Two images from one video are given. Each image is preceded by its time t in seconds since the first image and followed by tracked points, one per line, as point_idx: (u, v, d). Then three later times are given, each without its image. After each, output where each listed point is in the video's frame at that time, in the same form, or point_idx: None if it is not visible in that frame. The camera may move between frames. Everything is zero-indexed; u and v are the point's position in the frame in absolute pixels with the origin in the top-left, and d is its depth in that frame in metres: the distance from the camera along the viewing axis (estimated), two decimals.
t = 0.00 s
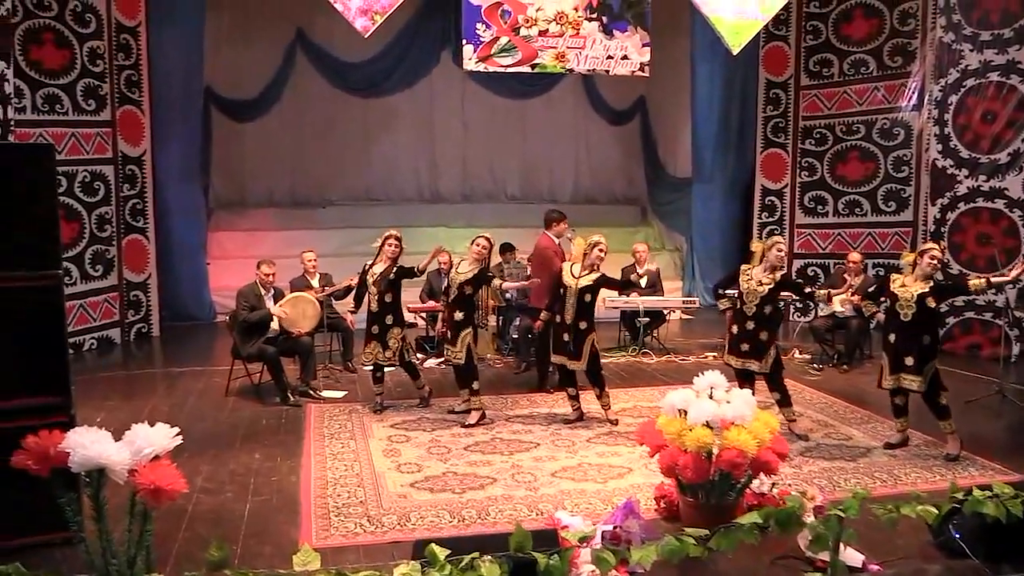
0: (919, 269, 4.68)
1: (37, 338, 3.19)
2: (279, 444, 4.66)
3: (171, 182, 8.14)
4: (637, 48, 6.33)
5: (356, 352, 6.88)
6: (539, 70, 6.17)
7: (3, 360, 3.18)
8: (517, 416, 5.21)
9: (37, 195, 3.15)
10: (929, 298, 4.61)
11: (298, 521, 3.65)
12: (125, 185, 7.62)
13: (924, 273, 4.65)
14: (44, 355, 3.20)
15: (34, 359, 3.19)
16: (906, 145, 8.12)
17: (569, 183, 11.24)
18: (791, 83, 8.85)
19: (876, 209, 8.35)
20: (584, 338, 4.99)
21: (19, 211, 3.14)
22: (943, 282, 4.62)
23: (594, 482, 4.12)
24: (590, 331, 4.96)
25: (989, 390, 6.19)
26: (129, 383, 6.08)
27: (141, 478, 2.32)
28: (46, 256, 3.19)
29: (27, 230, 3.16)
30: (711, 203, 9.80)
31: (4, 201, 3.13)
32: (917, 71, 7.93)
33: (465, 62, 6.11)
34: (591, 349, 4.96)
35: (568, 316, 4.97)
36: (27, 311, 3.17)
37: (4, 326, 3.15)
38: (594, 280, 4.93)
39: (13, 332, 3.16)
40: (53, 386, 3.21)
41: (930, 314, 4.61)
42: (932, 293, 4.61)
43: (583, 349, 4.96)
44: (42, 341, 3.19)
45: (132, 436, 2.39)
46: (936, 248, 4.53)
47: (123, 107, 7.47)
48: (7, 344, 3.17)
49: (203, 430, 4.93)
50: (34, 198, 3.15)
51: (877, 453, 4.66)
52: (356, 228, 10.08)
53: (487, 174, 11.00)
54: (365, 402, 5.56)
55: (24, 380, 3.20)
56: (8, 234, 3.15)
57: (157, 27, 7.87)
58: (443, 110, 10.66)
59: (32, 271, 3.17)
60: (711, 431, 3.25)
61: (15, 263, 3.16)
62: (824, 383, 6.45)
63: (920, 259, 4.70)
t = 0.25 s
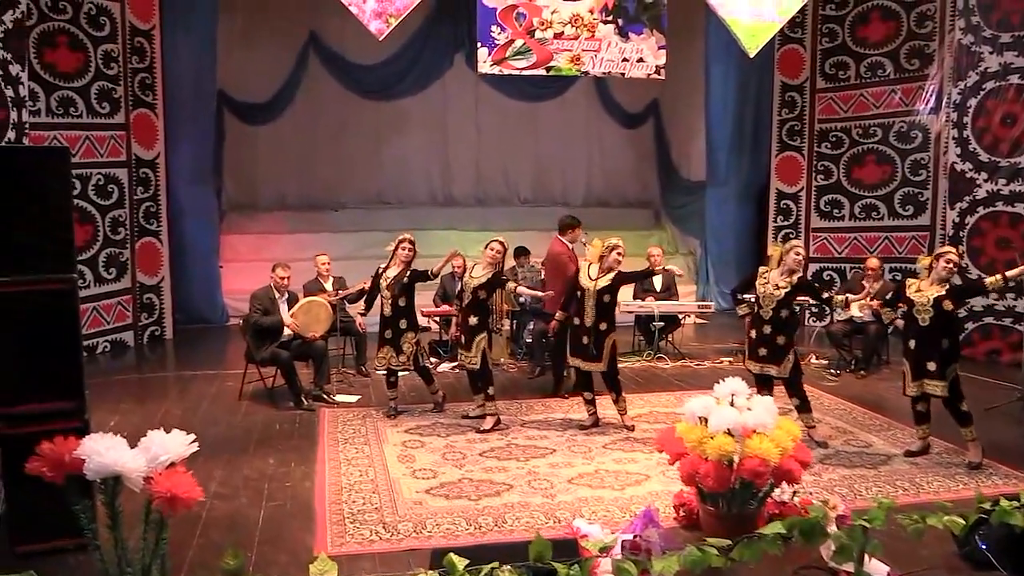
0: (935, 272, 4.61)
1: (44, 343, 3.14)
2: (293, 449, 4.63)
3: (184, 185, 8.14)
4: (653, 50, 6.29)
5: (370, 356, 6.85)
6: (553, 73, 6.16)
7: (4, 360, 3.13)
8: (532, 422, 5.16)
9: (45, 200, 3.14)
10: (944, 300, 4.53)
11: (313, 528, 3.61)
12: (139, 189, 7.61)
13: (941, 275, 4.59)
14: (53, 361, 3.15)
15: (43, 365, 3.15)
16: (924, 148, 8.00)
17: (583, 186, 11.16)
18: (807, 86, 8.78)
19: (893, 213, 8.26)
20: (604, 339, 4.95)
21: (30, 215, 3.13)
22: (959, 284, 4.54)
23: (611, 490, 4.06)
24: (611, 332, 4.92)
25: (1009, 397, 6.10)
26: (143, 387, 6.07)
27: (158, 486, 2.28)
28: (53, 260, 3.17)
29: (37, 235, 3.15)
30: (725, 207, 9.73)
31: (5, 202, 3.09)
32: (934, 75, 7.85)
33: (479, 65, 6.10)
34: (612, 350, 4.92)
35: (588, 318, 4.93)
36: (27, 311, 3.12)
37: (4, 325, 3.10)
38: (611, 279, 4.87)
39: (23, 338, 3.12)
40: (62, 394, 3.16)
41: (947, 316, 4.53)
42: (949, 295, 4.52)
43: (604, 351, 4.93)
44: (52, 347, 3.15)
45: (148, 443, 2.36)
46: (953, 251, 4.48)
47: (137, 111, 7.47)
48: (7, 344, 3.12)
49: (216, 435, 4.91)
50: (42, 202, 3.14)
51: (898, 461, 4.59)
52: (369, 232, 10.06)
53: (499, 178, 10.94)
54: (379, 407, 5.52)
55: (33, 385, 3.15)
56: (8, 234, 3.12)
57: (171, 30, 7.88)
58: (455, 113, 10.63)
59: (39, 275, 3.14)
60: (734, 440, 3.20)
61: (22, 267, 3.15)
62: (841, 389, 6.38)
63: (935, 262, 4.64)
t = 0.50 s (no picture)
0: (935, 277, 4.57)
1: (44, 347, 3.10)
2: (297, 455, 4.58)
3: (186, 187, 8.09)
4: (659, 53, 6.25)
5: (373, 360, 6.80)
6: (559, 75, 6.10)
7: (3, 360, 3.07)
8: (538, 427, 5.12)
9: (46, 202, 3.08)
10: (941, 302, 4.50)
11: (318, 536, 3.56)
12: (142, 191, 7.57)
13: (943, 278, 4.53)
14: (53, 364, 3.12)
15: (44, 368, 3.10)
16: (930, 150, 8.00)
17: (586, 188, 11.16)
18: (812, 88, 8.77)
19: (898, 215, 8.23)
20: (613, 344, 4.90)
21: (30, 217, 3.06)
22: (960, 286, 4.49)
23: (620, 496, 4.02)
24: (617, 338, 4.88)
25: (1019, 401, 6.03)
26: (146, 391, 6.03)
27: (163, 496, 2.24)
28: (54, 261, 3.11)
29: (38, 238, 3.09)
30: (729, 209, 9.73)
31: (5, 202, 3.02)
32: (941, 78, 7.77)
33: (484, 67, 6.07)
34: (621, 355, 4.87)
35: (595, 325, 4.89)
36: (28, 314, 3.07)
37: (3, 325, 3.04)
38: (617, 287, 4.83)
39: (24, 341, 3.07)
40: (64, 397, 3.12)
41: (945, 319, 4.50)
42: (946, 297, 4.49)
43: (613, 356, 4.86)
44: (52, 351, 3.11)
45: (153, 451, 2.32)
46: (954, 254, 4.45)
47: (139, 113, 7.43)
48: (7, 344, 3.06)
49: (220, 440, 4.86)
50: (43, 204, 3.08)
51: (908, 467, 4.54)
52: (371, 234, 10.02)
53: (503, 180, 10.94)
54: (384, 411, 5.48)
55: (35, 391, 3.10)
56: (8, 234, 3.05)
57: (174, 32, 7.84)
58: (458, 116, 10.61)
59: (42, 280, 3.09)
60: (746, 446, 3.15)
61: (25, 272, 3.08)
62: (849, 393, 6.33)
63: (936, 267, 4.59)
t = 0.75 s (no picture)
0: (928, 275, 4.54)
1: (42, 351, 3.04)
2: (294, 461, 4.52)
3: (179, 190, 8.01)
4: (656, 54, 6.21)
5: (369, 364, 6.74)
6: (557, 76, 6.05)
7: None
8: (537, 432, 5.07)
9: (46, 204, 3.02)
10: (934, 301, 4.49)
11: (317, 544, 3.50)
12: (134, 194, 7.48)
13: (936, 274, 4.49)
14: (48, 367, 3.05)
15: (40, 373, 3.03)
16: (925, 152, 8.03)
17: (581, 190, 11.13)
18: (808, 90, 8.72)
19: (895, 217, 8.23)
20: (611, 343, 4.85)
21: (32, 219, 3.01)
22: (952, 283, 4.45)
23: (622, 502, 3.98)
24: (616, 337, 4.82)
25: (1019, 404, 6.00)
26: (139, 396, 5.96)
27: (162, 508, 2.17)
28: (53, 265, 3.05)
29: (39, 241, 3.04)
30: (725, 211, 9.73)
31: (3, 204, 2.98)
32: (938, 80, 7.84)
33: (481, 69, 6.04)
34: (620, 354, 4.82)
35: (592, 325, 4.83)
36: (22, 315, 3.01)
37: None
38: (614, 284, 4.80)
39: (21, 345, 3.01)
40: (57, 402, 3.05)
41: (939, 318, 4.48)
42: (939, 295, 4.47)
43: (612, 355, 4.82)
44: (49, 356, 3.05)
45: (150, 462, 2.26)
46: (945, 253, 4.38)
47: (132, 115, 7.34)
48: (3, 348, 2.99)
49: (215, 446, 4.80)
50: (44, 207, 3.03)
51: (911, 471, 4.51)
52: (365, 237, 9.96)
53: (497, 182, 10.89)
54: (381, 416, 5.43)
55: (30, 397, 3.03)
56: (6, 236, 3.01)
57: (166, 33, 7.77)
58: (453, 117, 10.56)
59: (44, 284, 3.04)
60: (752, 453, 3.10)
61: (26, 275, 3.03)
62: (847, 396, 6.30)
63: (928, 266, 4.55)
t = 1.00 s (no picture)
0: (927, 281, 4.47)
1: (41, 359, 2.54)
2: (293, 468, 4.45)
3: (173, 192, 7.94)
4: (656, 56, 6.17)
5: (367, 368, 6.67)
6: (556, 78, 6.01)
7: None
8: (539, 437, 5.02)
9: (48, 203, 2.53)
10: (935, 309, 4.42)
11: (319, 554, 3.44)
12: (127, 196, 7.40)
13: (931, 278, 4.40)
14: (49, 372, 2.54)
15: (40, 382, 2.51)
16: (924, 155, 7.97)
17: (577, 192, 11.08)
18: (806, 92, 8.68)
19: (893, 220, 8.20)
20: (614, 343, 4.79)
21: (32, 217, 2.51)
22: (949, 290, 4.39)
23: (627, 510, 3.93)
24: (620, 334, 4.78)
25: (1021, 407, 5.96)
26: (134, 401, 5.88)
27: (163, 522, 2.11)
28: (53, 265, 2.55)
29: (40, 240, 2.53)
30: (724, 213, 9.74)
31: None
32: (937, 83, 7.77)
33: (480, 70, 5.98)
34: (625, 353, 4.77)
35: (595, 324, 4.78)
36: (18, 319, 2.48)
37: None
38: (613, 283, 4.75)
39: (18, 347, 2.50)
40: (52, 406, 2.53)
41: (941, 326, 4.42)
42: (940, 303, 4.41)
43: (617, 355, 4.76)
44: (50, 354, 2.54)
45: (150, 474, 2.20)
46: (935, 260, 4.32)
47: (126, 116, 7.26)
48: None
49: (212, 452, 4.73)
50: (46, 206, 2.53)
51: (916, 477, 4.46)
52: (360, 239, 9.89)
53: (494, 184, 10.83)
54: (380, 421, 5.37)
55: (22, 413, 2.50)
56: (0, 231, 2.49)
57: (161, 34, 7.70)
58: (449, 119, 10.49)
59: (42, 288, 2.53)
60: (762, 460, 3.05)
61: (26, 277, 2.52)
62: (848, 400, 6.26)
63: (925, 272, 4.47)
